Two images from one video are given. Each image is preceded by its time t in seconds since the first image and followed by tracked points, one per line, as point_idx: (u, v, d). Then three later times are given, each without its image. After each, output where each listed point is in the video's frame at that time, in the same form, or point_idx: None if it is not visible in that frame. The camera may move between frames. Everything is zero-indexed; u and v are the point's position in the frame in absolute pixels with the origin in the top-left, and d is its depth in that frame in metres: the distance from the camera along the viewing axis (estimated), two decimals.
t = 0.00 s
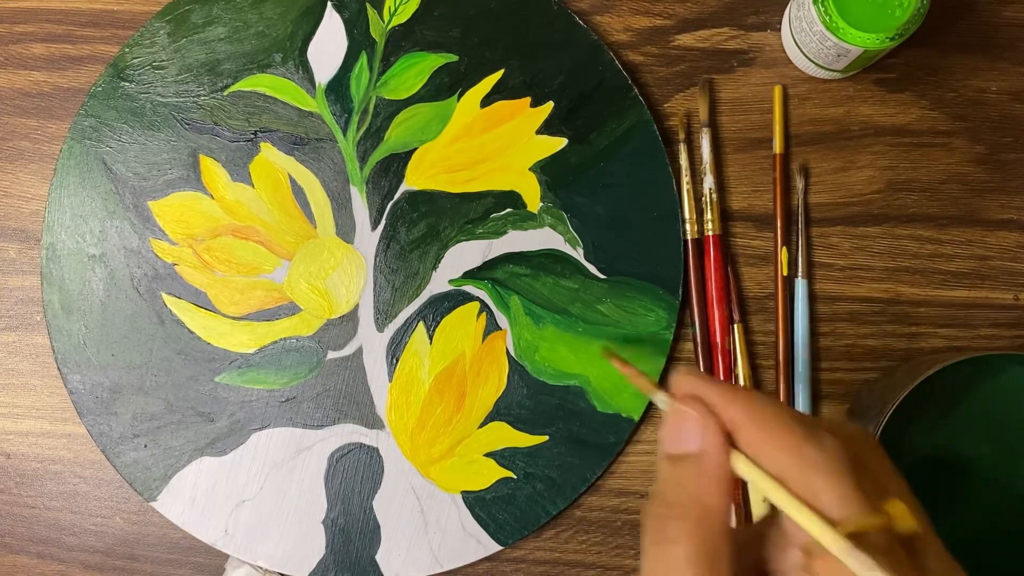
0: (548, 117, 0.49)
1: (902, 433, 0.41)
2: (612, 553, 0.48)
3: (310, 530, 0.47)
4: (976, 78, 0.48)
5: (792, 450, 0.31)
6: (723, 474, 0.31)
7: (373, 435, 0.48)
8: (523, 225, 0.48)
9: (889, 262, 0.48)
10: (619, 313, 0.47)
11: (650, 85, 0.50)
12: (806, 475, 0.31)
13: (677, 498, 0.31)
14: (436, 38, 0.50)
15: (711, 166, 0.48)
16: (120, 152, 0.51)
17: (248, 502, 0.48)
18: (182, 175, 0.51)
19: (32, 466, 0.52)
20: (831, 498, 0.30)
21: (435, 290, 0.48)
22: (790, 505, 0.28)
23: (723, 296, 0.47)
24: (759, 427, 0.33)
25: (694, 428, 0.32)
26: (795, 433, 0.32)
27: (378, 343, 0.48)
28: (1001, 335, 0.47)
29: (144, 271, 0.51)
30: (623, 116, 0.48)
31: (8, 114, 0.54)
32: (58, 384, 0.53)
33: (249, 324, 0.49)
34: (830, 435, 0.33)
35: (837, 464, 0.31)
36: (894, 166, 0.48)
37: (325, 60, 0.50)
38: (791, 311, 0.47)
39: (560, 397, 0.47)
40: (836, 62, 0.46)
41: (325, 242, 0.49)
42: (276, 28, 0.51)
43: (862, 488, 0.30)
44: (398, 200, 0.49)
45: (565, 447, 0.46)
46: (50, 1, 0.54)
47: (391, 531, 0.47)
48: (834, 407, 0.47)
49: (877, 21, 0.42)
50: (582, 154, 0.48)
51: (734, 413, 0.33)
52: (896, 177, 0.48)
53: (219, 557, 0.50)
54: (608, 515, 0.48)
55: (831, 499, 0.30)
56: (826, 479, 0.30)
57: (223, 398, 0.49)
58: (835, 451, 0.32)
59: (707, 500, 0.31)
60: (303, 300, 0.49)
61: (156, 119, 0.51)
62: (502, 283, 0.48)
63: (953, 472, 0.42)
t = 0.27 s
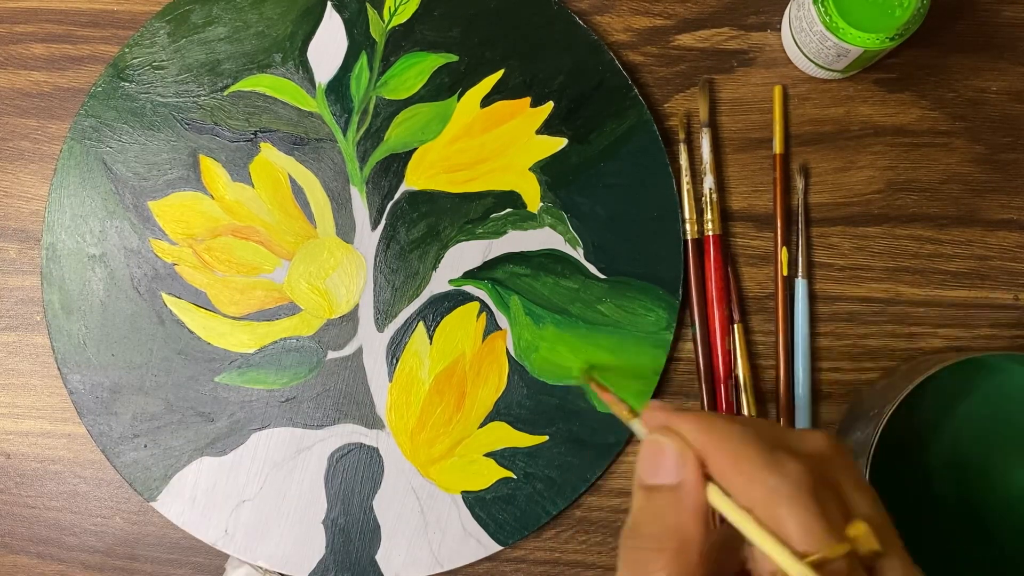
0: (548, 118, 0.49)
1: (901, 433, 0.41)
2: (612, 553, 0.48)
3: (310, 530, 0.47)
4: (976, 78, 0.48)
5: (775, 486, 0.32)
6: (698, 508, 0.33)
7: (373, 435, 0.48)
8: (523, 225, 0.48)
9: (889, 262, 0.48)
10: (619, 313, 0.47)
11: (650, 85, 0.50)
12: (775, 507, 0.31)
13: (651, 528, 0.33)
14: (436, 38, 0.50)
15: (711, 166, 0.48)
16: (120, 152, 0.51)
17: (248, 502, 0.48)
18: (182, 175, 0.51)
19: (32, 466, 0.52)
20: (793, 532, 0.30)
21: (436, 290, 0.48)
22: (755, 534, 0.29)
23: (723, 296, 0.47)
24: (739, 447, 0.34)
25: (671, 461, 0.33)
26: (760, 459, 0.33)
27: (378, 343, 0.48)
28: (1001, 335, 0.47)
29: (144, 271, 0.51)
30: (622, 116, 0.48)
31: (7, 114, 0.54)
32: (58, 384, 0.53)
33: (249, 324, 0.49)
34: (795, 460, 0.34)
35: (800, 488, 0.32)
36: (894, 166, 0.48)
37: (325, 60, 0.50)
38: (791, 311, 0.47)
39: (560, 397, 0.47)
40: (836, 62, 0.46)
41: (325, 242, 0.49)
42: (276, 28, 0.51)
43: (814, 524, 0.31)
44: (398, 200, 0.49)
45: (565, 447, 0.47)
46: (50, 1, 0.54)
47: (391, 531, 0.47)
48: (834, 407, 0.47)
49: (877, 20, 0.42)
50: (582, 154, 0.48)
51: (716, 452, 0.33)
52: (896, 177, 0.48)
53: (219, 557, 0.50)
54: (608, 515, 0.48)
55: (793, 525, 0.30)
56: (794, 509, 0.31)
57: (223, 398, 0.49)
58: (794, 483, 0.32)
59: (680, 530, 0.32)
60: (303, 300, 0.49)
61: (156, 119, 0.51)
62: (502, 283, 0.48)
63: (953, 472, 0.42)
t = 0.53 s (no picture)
0: (548, 118, 0.49)
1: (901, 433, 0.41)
2: (612, 553, 0.48)
3: (310, 530, 0.47)
4: (976, 78, 0.48)
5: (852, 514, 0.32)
6: (777, 545, 0.32)
7: (373, 435, 0.48)
8: (523, 225, 0.48)
9: (888, 262, 0.48)
10: (619, 313, 0.47)
11: (650, 85, 0.50)
12: (849, 542, 0.30)
13: (723, 558, 0.32)
14: (436, 38, 0.50)
15: (711, 166, 0.48)
16: (120, 152, 0.51)
17: (248, 502, 0.48)
18: (182, 175, 0.51)
19: (32, 466, 0.52)
20: (868, 562, 0.29)
21: (435, 290, 0.48)
22: (832, 568, 0.28)
23: (723, 295, 0.47)
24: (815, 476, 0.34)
25: (749, 498, 0.33)
26: (832, 490, 0.32)
27: (378, 343, 0.48)
28: (1001, 335, 0.47)
29: (144, 271, 0.51)
30: (622, 116, 0.48)
31: (7, 114, 0.54)
32: (58, 384, 0.53)
33: (249, 324, 0.49)
34: (869, 495, 0.33)
35: (874, 523, 0.31)
36: (894, 166, 0.48)
37: (325, 60, 0.50)
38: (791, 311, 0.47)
39: (560, 396, 0.47)
40: (836, 62, 0.46)
41: (325, 243, 0.49)
42: (276, 28, 0.51)
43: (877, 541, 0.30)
44: (398, 200, 0.49)
45: (565, 447, 0.47)
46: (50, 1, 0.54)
47: (391, 531, 0.47)
48: (834, 407, 0.47)
49: (877, 21, 0.42)
50: (581, 154, 0.48)
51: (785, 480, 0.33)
52: (896, 177, 0.48)
53: (219, 557, 0.50)
54: (608, 515, 0.48)
55: (869, 559, 0.29)
56: (870, 543, 0.30)
57: (224, 398, 0.49)
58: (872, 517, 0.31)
59: (756, 563, 0.31)
60: (303, 300, 0.49)
61: (156, 119, 0.51)
62: (502, 283, 0.48)
63: (952, 470, 0.42)
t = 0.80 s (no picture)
0: (548, 117, 0.49)
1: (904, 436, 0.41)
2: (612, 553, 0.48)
3: (310, 530, 0.47)
4: (977, 78, 0.48)
5: (629, 349, 0.32)
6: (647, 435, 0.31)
7: (373, 435, 0.48)
8: (523, 225, 0.48)
9: (888, 262, 0.48)
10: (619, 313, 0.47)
11: (649, 85, 0.50)
12: (642, 371, 0.31)
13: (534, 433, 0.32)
14: (436, 38, 0.50)
15: (711, 166, 0.48)
16: (120, 152, 0.51)
17: (248, 502, 0.48)
18: (182, 175, 0.51)
19: (31, 465, 0.52)
20: (667, 412, 0.30)
21: (436, 290, 0.48)
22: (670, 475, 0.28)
23: (724, 295, 0.47)
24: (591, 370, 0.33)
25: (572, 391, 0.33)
26: (624, 330, 0.32)
27: (378, 343, 0.48)
28: (1001, 335, 0.47)
29: (144, 271, 0.50)
30: (623, 116, 0.48)
31: (7, 114, 0.54)
32: (57, 384, 0.53)
33: (249, 324, 0.49)
34: (676, 330, 0.33)
35: (679, 353, 0.31)
36: (894, 166, 0.48)
37: (325, 60, 0.50)
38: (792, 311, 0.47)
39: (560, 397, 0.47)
40: (836, 62, 0.46)
41: (325, 242, 0.49)
42: (275, 28, 0.51)
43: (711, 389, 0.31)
44: (398, 200, 0.49)
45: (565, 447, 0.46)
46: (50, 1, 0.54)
47: (391, 531, 0.47)
48: (834, 408, 0.47)
49: (878, 20, 0.42)
50: (582, 154, 0.48)
51: (568, 334, 0.33)
52: (896, 177, 0.48)
53: (219, 557, 0.50)
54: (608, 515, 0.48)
55: (661, 390, 0.30)
56: (664, 377, 0.30)
57: (223, 398, 0.49)
58: (672, 348, 0.31)
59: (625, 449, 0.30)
60: (303, 300, 0.49)
61: (156, 119, 0.51)
62: (502, 283, 0.48)
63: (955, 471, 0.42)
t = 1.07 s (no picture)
0: (548, 117, 0.49)
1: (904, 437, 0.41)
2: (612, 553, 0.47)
3: (310, 530, 0.47)
4: (977, 78, 0.48)
5: (606, 288, 0.34)
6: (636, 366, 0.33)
7: (373, 435, 0.48)
8: (523, 225, 0.48)
9: (889, 262, 0.48)
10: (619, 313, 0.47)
11: (650, 84, 0.50)
12: (619, 307, 0.33)
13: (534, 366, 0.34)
14: (436, 38, 0.50)
15: (711, 165, 0.48)
16: (120, 152, 0.51)
17: (248, 502, 0.48)
18: (182, 175, 0.51)
19: (31, 466, 0.52)
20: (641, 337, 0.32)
21: (435, 290, 0.48)
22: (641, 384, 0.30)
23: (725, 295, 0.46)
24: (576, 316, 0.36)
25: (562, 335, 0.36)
26: (603, 274, 0.35)
27: (378, 343, 0.48)
28: (1001, 335, 0.47)
29: (144, 270, 0.50)
30: (623, 116, 0.48)
31: (7, 114, 0.54)
32: (57, 384, 0.53)
33: (249, 324, 0.49)
34: (644, 271, 0.35)
35: (643, 287, 0.33)
36: (895, 165, 0.48)
37: (325, 59, 0.50)
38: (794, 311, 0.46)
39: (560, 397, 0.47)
40: (836, 62, 0.46)
41: (325, 242, 0.49)
42: (275, 28, 0.51)
43: (675, 308, 0.33)
44: (398, 199, 0.49)
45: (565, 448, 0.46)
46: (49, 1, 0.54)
47: (391, 531, 0.47)
48: (835, 408, 0.47)
49: (878, 20, 0.42)
50: (582, 154, 0.48)
51: (554, 288, 0.36)
52: (896, 177, 0.48)
53: (219, 557, 0.50)
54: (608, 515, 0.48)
55: (642, 330, 0.32)
56: (641, 308, 0.33)
57: (223, 398, 0.49)
58: (642, 281, 0.34)
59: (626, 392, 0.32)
60: (303, 300, 0.49)
61: (156, 119, 0.51)
62: (502, 283, 0.48)
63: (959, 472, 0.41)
